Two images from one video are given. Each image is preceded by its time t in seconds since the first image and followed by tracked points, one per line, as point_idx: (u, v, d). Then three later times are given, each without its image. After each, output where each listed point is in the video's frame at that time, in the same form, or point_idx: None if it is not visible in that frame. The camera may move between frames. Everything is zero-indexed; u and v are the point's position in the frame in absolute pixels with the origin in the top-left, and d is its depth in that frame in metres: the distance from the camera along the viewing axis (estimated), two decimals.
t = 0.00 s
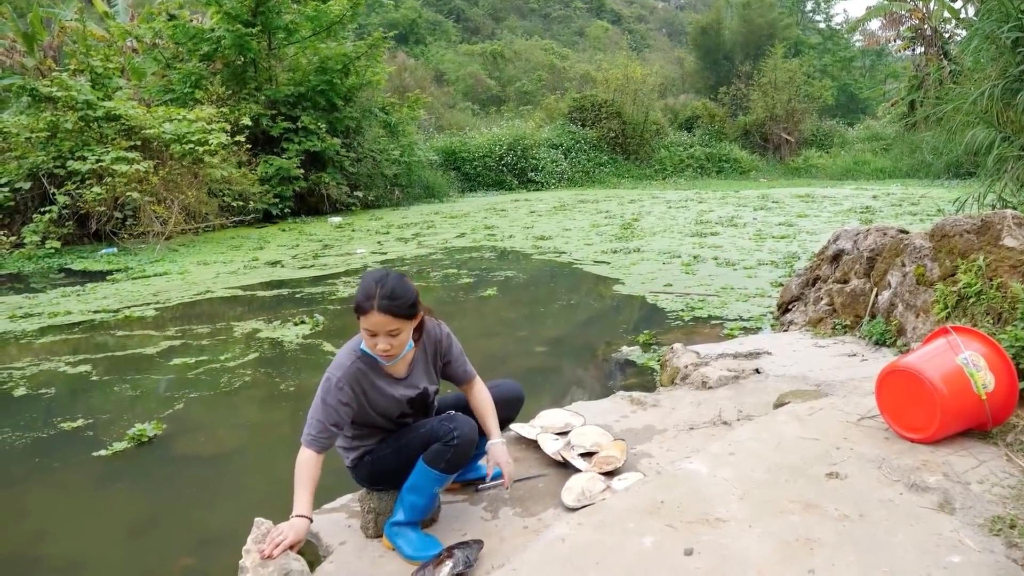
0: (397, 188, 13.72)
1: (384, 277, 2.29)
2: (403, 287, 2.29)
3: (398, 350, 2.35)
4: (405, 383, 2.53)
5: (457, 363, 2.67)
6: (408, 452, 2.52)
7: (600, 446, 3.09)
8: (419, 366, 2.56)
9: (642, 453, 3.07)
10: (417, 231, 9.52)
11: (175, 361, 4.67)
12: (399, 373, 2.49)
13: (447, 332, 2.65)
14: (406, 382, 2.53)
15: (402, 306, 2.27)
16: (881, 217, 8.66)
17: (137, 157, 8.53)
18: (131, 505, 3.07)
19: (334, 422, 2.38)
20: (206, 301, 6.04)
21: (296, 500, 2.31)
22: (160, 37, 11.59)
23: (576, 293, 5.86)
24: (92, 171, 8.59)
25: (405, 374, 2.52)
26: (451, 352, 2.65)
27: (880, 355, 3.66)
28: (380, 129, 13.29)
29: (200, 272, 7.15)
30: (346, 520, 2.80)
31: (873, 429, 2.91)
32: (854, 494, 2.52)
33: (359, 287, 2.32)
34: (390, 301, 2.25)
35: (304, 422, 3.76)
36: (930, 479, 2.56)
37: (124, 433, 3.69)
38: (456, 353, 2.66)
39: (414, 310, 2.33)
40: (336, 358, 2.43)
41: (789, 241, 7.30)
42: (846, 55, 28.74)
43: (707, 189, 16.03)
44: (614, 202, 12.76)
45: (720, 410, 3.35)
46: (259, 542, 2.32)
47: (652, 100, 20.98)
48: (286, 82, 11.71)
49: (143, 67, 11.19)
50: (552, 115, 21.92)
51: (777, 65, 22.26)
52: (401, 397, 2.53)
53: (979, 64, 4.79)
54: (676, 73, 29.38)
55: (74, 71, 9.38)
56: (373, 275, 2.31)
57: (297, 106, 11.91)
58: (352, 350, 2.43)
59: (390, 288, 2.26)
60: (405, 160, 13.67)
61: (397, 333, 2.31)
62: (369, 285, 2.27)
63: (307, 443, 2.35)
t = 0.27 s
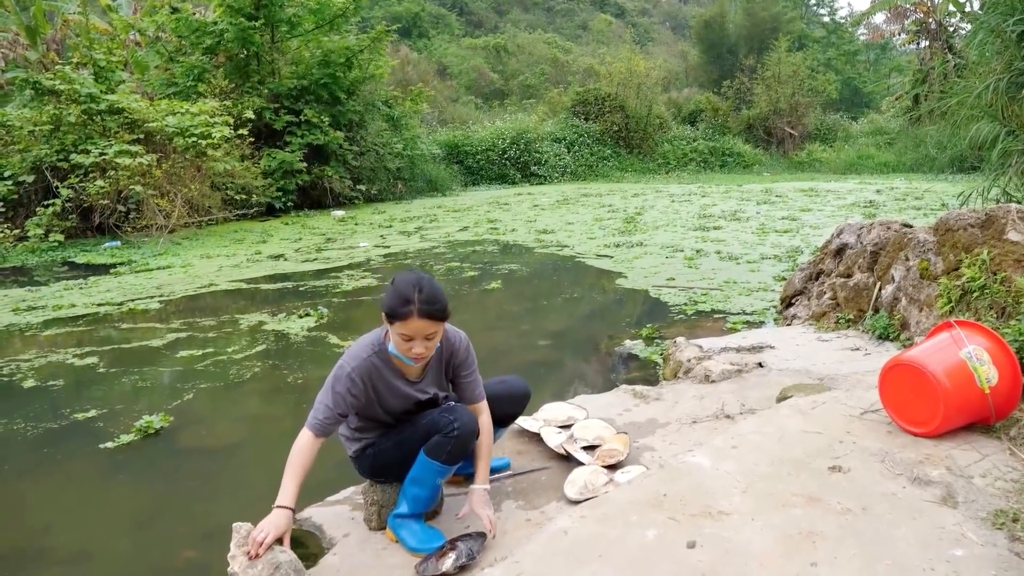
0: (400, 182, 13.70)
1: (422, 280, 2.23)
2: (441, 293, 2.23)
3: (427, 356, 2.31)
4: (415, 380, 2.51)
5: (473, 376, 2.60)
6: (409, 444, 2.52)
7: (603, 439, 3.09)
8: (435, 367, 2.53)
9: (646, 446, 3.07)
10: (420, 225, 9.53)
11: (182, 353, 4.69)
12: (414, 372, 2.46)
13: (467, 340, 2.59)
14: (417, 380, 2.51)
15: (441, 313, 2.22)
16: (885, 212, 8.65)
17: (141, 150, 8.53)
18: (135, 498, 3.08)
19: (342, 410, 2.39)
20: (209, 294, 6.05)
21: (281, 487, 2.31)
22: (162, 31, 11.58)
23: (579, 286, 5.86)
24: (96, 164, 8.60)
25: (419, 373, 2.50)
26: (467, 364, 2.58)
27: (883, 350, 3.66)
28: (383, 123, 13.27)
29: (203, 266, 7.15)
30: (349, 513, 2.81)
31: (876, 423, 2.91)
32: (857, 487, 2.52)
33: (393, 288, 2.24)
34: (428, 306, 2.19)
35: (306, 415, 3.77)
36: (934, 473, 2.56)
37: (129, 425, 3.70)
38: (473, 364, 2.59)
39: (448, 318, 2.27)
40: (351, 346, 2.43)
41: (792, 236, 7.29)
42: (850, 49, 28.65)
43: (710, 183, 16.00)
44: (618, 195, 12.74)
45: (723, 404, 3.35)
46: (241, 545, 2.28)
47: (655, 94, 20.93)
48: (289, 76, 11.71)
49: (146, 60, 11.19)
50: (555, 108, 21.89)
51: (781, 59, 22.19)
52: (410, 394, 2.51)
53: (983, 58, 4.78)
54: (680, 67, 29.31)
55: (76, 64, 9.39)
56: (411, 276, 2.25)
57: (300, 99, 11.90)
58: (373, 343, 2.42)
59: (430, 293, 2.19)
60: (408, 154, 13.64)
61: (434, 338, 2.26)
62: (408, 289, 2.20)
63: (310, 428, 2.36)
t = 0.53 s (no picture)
0: (403, 175, 13.68)
1: (443, 295, 2.17)
2: (461, 309, 2.18)
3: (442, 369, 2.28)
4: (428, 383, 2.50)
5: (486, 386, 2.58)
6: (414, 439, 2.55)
7: (607, 432, 3.10)
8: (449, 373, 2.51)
9: (649, 438, 3.08)
10: (423, 218, 9.53)
11: (189, 345, 4.71)
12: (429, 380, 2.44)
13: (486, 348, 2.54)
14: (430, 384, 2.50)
15: (459, 331, 2.17)
16: (890, 204, 8.61)
17: (145, 144, 8.55)
18: (142, 489, 3.10)
19: (352, 406, 2.40)
20: (215, 287, 6.07)
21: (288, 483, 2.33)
22: (166, 23, 11.57)
23: (583, 279, 5.85)
24: (100, 157, 8.61)
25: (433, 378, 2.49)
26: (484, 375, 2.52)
27: (888, 342, 3.65)
28: (386, 116, 13.25)
29: (207, 259, 7.16)
30: (354, 504, 2.82)
31: (881, 416, 2.91)
32: (861, 480, 2.52)
33: (413, 299, 2.20)
34: (446, 322, 2.14)
35: (310, 406, 3.78)
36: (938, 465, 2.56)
37: (135, 417, 3.72)
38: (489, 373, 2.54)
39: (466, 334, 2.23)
40: (367, 339, 2.43)
41: (796, 228, 7.27)
42: (855, 41, 28.50)
43: (714, 176, 15.96)
44: (621, 188, 12.72)
45: (727, 396, 3.35)
46: (247, 539, 2.29)
47: (659, 86, 20.87)
48: (292, 69, 11.70)
49: (150, 54, 11.19)
50: (559, 101, 21.84)
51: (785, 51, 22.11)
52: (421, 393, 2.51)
53: (990, 50, 4.75)
54: (684, 60, 29.20)
55: (80, 57, 9.40)
56: (431, 287, 2.20)
57: (303, 92, 11.90)
58: (390, 343, 2.40)
59: (449, 309, 2.14)
60: (412, 147, 13.62)
61: (451, 352, 2.22)
62: (427, 302, 2.15)
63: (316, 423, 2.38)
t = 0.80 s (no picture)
0: (408, 168, 13.67)
1: (411, 281, 2.05)
2: (434, 298, 2.06)
3: (415, 354, 2.19)
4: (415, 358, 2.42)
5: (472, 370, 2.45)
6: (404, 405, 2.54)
7: (612, 424, 3.10)
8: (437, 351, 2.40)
9: (654, 432, 3.08)
10: (428, 211, 9.53)
11: (198, 337, 4.73)
12: (411, 362, 2.35)
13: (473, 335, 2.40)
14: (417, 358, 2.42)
15: (426, 322, 2.05)
16: (896, 198, 8.59)
17: (150, 137, 8.57)
18: (149, 480, 3.12)
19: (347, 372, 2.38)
20: (221, 280, 6.08)
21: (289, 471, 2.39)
22: (171, 17, 11.58)
23: (587, 273, 5.85)
24: (105, 151, 8.64)
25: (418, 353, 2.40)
26: (467, 362, 2.38)
27: (894, 336, 3.65)
28: (391, 109, 13.25)
29: (212, 252, 7.18)
30: (359, 496, 2.83)
31: (886, 410, 2.91)
32: (866, 473, 2.52)
33: (385, 280, 2.10)
34: (410, 312, 2.03)
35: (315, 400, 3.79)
36: (943, 459, 2.56)
37: (142, 409, 3.74)
38: (475, 360, 2.40)
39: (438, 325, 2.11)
40: (353, 306, 2.37)
41: (802, 222, 7.25)
42: (862, 34, 28.36)
43: (720, 169, 15.91)
44: (627, 182, 12.70)
45: (732, 390, 3.35)
46: (251, 530, 2.28)
47: (665, 80, 20.82)
48: (297, 62, 11.70)
49: (156, 47, 11.21)
50: (564, 95, 21.81)
51: (791, 45, 22.02)
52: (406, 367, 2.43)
53: (997, 43, 4.73)
54: (690, 53, 29.11)
55: (86, 51, 9.41)
56: (408, 270, 2.09)
57: (308, 85, 11.90)
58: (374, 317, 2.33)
59: (418, 299, 2.03)
60: (417, 141, 13.61)
61: (418, 340, 2.12)
62: (394, 287, 2.05)
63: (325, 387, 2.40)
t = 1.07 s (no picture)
0: (412, 162, 13.66)
1: (321, 243, 1.87)
2: (344, 260, 1.86)
3: (351, 323, 2.01)
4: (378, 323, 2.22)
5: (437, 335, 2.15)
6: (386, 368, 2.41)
7: (616, 418, 3.10)
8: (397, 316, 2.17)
9: (658, 425, 3.08)
10: (432, 205, 9.54)
11: (205, 330, 4.75)
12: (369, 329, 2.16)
13: (429, 294, 2.10)
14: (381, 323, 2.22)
15: (337, 286, 1.86)
16: (901, 193, 8.57)
17: (154, 130, 8.58)
18: (155, 472, 3.13)
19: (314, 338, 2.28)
20: (226, 273, 6.10)
21: (279, 434, 2.37)
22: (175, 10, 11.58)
23: (591, 267, 5.85)
24: (110, 144, 8.66)
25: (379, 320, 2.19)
26: (421, 325, 2.09)
27: (898, 330, 3.64)
28: (396, 103, 13.25)
29: (216, 245, 7.19)
30: (363, 489, 2.84)
31: (891, 404, 2.90)
32: (870, 466, 2.52)
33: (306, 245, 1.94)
34: (319, 276, 1.85)
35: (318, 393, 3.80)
36: (947, 453, 2.56)
37: (148, 402, 3.75)
38: (432, 322, 2.10)
39: (358, 287, 1.90)
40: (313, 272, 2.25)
41: (806, 217, 7.24)
42: (867, 28, 28.25)
43: (725, 163, 15.88)
44: (631, 176, 12.68)
45: (736, 383, 3.35)
46: (256, 521, 2.26)
47: (669, 74, 20.77)
48: (302, 56, 11.70)
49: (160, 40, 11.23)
50: (568, 89, 21.79)
51: (796, 38, 21.95)
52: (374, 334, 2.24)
53: (1003, 36, 4.71)
54: (695, 47, 29.03)
55: (90, 44, 9.43)
56: (316, 232, 1.92)
57: (313, 79, 11.91)
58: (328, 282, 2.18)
59: (322, 262, 1.85)
60: (421, 134, 13.60)
61: (341, 307, 1.93)
62: (306, 252, 1.88)
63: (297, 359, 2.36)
